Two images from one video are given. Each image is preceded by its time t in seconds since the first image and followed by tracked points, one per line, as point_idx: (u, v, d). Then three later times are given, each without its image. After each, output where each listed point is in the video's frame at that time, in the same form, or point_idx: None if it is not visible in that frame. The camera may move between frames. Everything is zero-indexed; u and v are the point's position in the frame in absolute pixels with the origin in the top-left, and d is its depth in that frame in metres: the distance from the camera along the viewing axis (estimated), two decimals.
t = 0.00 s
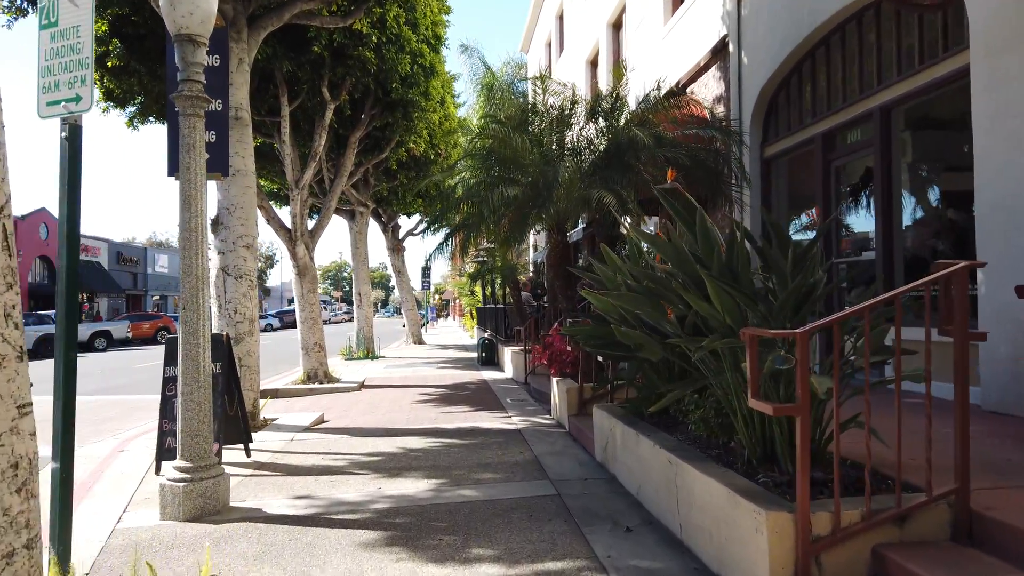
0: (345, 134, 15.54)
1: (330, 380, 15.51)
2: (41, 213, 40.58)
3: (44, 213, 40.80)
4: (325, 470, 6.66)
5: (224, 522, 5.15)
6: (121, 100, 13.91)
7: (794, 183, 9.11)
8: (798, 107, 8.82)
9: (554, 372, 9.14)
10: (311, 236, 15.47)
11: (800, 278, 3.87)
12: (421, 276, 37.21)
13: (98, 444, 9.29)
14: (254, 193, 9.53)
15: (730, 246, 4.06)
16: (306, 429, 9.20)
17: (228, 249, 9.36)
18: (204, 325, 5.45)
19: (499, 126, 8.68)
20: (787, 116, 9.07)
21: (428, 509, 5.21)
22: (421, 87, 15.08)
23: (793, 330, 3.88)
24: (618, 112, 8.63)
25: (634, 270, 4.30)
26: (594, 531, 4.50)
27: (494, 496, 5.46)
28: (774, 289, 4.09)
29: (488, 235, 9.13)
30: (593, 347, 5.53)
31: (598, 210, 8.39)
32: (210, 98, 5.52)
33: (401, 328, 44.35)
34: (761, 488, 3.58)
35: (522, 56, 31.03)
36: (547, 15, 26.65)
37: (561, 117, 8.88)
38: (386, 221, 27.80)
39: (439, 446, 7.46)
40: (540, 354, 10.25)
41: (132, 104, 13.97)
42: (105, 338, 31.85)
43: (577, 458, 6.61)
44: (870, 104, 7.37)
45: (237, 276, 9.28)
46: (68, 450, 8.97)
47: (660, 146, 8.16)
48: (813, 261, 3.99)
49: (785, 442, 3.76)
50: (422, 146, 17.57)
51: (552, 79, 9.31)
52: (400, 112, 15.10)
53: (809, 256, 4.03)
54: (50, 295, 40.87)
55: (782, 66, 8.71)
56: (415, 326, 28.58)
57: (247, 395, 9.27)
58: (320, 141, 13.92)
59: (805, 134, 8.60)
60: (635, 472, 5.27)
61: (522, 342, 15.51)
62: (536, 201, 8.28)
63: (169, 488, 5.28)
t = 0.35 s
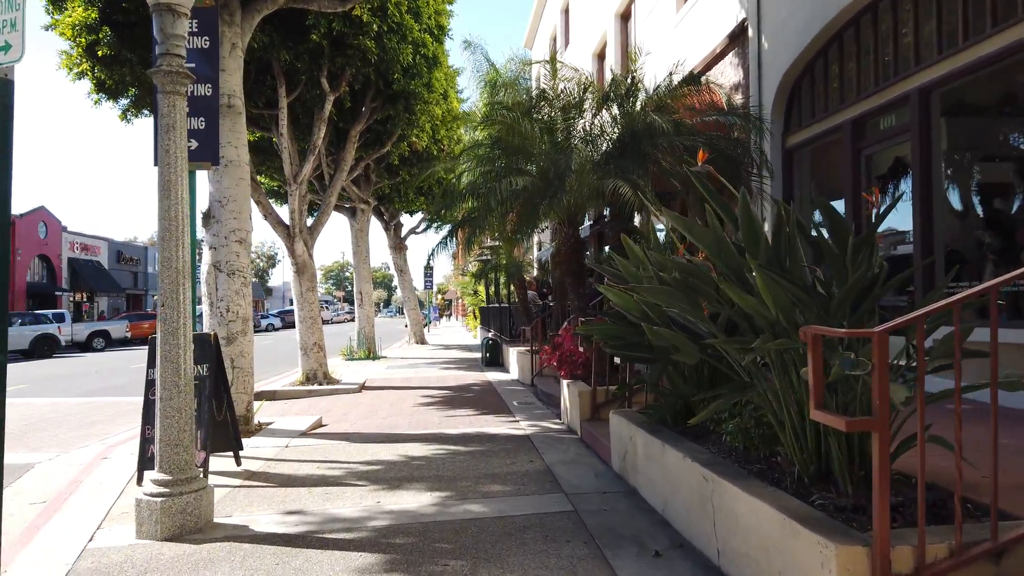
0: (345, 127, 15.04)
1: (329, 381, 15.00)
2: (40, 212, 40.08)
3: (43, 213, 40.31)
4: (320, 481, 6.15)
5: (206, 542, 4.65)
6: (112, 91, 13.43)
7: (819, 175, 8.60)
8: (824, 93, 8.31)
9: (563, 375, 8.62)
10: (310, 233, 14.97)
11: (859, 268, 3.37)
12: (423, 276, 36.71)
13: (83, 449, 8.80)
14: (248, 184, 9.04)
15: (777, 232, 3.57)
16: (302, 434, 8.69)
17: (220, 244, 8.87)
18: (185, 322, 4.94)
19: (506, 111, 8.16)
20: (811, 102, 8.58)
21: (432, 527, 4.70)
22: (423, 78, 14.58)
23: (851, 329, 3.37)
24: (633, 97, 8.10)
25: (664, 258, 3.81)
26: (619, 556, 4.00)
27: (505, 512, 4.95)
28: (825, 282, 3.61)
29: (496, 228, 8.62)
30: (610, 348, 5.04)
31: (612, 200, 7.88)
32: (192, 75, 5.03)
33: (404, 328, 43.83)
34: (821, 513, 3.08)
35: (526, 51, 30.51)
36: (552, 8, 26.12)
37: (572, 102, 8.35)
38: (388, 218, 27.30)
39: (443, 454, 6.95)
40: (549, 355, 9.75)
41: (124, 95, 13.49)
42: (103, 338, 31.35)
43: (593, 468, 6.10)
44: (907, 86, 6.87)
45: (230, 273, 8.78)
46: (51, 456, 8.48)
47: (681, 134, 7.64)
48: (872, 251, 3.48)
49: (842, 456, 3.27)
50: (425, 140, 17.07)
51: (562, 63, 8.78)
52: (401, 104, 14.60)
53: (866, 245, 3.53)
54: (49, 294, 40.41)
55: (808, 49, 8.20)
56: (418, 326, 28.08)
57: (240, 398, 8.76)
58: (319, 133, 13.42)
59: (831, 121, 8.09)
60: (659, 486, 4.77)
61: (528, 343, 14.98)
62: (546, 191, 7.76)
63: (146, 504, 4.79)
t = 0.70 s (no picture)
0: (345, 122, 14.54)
1: (328, 386, 14.51)
2: (38, 211, 39.55)
3: (42, 213, 39.76)
4: (312, 501, 5.66)
5: None
6: (103, 86, 12.96)
7: (845, 170, 8.07)
8: (853, 82, 7.78)
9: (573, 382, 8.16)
10: (309, 233, 14.47)
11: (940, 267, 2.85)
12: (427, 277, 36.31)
13: (66, 461, 8.31)
14: (240, 181, 8.56)
15: (837, 227, 3.08)
16: (296, 445, 8.20)
17: (210, 244, 8.37)
18: (159, 330, 4.44)
19: (515, 102, 7.67)
20: (838, 92, 8.06)
21: (435, 560, 4.20)
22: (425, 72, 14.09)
23: (927, 342, 2.88)
24: (650, 85, 7.59)
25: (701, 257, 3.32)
26: None
27: (516, 542, 4.45)
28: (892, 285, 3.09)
29: (502, 227, 8.12)
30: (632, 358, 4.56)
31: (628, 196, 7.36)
32: (167, 54, 4.54)
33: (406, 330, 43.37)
34: (899, 566, 2.58)
35: (530, 47, 29.99)
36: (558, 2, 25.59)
37: (584, 92, 7.84)
38: (390, 219, 26.83)
39: (445, 469, 6.45)
40: (559, 361, 9.26)
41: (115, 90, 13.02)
42: (101, 339, 30.82)
43: (610, 487, 5.60)
44: (950, 72, 6.35)
45: (220, 274, 8.30)
46: (30, 468, 7.99)
47: (702, 125, 7.11)
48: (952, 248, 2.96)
49: (919, 493, 2.78)
50: (427, 137, 16.57)
51: (573, 50, 8.28)
52: (403, 99, 14.10)
53: (944, 241, 3.00)
54: (47, 295, 39.94)
55: (836, 36, 7.69)
56: (420, 327, 27.62)
57: (230, 407, 8.27)
58: (317, 128, 12.93)
59: (860, 112, 7.58)
60: (690, 513, 4.27)
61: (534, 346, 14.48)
62: (557, 187, 7.25)
63: (114, 535, 4.29)
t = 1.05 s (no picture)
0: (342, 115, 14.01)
1: (325, 389, 13.99)
2: (36, 210, 39.10)
3: (39, 212, 39.29)
4: (298, 520, 5.14)
5: None
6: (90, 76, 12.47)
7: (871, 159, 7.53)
8: (882, 64, 7.26)
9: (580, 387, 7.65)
10: (305, 230, 13.97)
11: None
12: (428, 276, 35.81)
13: (42, 469, 7.81)
14: (227, 172, 8.04)
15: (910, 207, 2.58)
16: (286, 454, 7.68)
17: (195, 239, 7.85)
18: (120, 331, 3.92)
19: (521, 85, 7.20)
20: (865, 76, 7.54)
21: None
22: (425, 62, 13.58)
23: None
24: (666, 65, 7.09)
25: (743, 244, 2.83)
26: None
27: (523, 570, 3.94)
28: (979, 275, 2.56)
29: (506, 220, 7.62)
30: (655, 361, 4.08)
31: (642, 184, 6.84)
32: (131, 20, 4.03)
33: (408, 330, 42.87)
34: None
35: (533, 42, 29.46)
36: None
37: (596, 74, 7.35)
38: (391, 217, 26.33)
39: (444, 483, 5.93)
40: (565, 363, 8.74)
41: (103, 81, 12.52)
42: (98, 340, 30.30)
43: (625, 505, 5.08)
44: (996, 48, 5.81)
45: (206, 271, 7.78)
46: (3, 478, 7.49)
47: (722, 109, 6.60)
48: None
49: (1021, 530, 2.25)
50: (428, 131, 16.07)
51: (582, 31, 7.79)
52: (402, 90, 13.59)
53: None
54: (45, 295, 39.47)
55: (865, 13, 7.17)
56: (422, 327, 27.13)
57: (216, 413, 7.76)
58: (313, 120, 12.42)
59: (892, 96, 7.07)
60: (721, 536, 3.75)
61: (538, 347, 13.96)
62: (565, 175, 6.73)
63: (67, 564, 3.79)
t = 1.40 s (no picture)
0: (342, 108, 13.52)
1: (324, 392, 13.50)
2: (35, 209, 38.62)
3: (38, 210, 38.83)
4: (288, 541, 4.66)
5: None
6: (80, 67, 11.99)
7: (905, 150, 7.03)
8: (920, 47, 6.76)
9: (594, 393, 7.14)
10: (304, 228, 13.48)
11: None
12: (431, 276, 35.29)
13: (20, 480, 7.33)
14: (217, 164, 7.56)
15: None
16: (280, 464, 7.19)
17: (183, 235, 7.34)
18: (80, 335, 3.45)
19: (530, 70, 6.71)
20: (898, 62, 7.06)
21: None
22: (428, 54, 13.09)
23: None
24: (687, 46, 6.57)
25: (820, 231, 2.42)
26: None
27: None
28: None
29: (515, 216, 7.14)
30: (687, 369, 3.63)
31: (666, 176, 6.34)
32: None
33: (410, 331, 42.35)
34: None
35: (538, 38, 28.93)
36: None
37: (612, 56, 6.83)
38: (393, 216, 25.82)
39: (449, 499, 5.43)
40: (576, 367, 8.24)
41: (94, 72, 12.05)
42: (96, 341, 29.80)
43: (650, 527, 4.58)
44: None
45: (194, 270, 7.29)
46: None
47: (749, 94, 6.18)
48: None
49: None
50: (430, 126, 15.58)
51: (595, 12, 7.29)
52: (404, 82, 13.11)
53: None
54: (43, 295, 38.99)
55: None
56: (424, 328, 26.62)
57: (206, 420, 7.27)
58: (312, 112, 11.93)
59: (930, 82, 6.58)
60: (772, 566, 3.25)
61: (545, 349, 13.45)
62: (580, 164, 6.21)
63: None
